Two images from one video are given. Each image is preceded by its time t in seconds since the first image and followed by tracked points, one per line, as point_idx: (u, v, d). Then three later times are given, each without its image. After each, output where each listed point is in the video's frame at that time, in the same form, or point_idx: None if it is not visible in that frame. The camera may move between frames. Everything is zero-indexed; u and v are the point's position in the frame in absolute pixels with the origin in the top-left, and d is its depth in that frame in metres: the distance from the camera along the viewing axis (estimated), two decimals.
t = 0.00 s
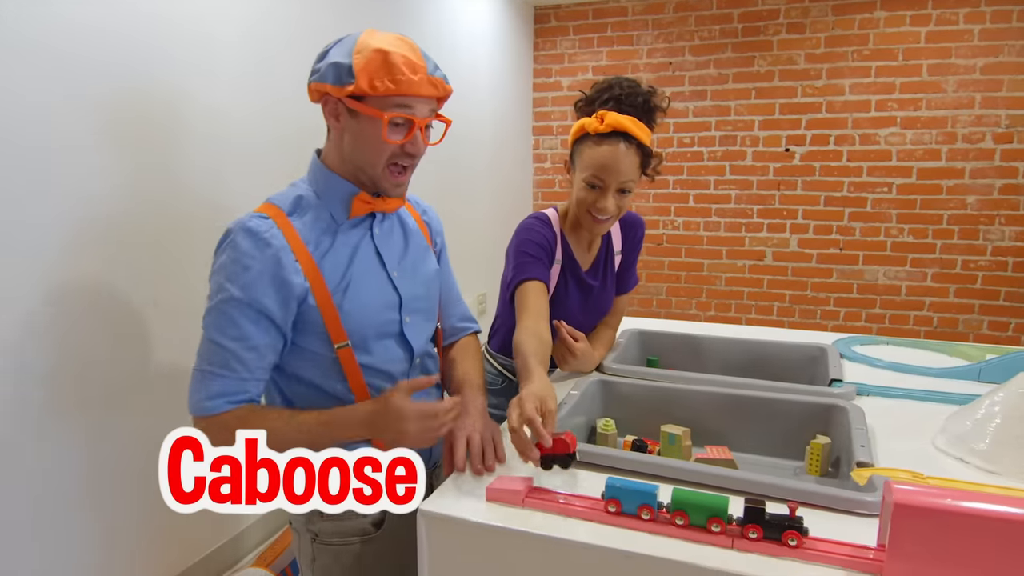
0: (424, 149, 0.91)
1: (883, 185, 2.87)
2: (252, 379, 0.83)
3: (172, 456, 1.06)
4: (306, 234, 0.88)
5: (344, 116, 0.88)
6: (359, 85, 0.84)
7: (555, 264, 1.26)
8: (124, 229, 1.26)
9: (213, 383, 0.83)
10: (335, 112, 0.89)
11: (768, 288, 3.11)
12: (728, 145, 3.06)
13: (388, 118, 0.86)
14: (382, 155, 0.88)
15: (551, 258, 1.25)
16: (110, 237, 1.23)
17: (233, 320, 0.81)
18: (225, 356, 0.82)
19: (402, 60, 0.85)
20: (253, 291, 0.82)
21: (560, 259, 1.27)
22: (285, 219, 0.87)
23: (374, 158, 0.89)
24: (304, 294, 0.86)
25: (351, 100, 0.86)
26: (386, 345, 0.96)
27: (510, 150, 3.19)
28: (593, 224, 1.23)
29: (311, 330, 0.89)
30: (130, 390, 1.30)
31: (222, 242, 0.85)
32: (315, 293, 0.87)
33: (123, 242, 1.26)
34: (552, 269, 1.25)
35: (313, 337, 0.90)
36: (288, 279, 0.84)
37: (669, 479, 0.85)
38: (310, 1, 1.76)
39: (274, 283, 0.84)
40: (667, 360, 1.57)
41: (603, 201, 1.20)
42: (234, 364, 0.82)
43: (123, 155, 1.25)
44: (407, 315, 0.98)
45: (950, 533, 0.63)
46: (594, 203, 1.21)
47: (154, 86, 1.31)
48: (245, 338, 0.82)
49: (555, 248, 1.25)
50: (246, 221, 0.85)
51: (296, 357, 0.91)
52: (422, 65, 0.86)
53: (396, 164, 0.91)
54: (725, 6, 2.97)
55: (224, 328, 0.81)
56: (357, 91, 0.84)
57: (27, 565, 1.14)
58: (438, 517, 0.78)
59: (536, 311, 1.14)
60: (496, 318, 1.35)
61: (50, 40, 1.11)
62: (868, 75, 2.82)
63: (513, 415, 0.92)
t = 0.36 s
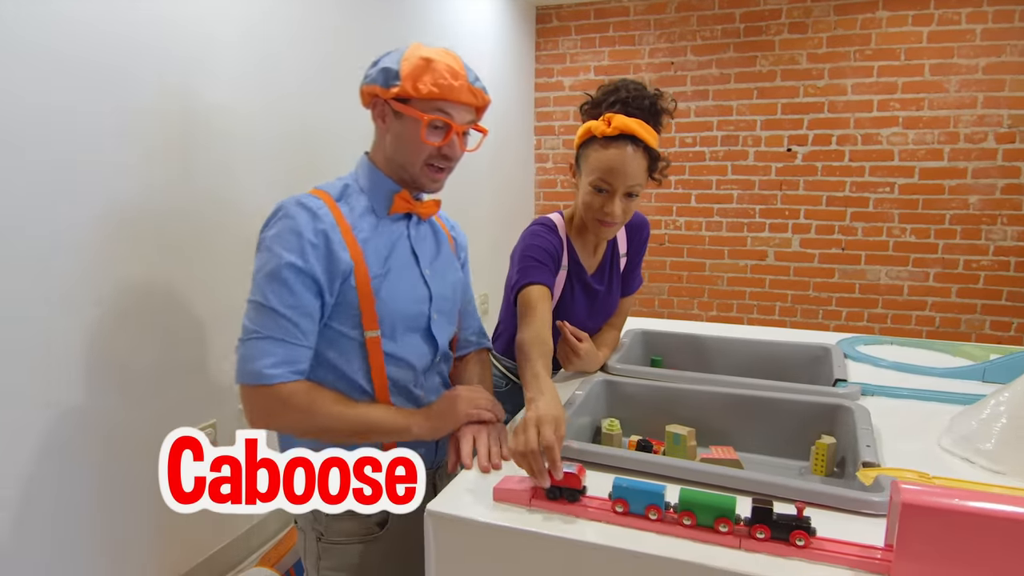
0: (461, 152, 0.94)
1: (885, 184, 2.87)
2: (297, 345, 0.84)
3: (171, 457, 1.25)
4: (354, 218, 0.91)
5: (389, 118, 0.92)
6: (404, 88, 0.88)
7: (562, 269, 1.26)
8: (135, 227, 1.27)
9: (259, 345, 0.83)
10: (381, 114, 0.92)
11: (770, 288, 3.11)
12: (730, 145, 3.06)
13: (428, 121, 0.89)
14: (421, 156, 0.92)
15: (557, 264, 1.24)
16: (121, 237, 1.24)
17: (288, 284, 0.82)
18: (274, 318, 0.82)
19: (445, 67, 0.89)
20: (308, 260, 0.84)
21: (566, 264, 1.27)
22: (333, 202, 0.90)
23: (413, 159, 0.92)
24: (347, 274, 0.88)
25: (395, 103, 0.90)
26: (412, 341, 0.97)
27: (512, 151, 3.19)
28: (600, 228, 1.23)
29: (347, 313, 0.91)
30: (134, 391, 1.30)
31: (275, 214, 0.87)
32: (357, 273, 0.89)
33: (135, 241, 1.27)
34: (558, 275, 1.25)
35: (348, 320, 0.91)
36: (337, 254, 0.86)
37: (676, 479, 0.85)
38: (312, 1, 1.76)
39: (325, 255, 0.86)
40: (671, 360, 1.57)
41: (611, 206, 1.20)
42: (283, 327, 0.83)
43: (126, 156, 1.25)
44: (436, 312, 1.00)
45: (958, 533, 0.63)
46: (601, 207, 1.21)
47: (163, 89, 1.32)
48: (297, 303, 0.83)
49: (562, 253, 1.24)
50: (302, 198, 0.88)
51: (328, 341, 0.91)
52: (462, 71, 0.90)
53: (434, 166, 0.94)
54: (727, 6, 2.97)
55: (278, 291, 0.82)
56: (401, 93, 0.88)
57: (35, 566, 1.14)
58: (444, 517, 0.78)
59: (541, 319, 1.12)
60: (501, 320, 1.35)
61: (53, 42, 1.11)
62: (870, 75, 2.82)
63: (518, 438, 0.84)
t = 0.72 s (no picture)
0: (511, 171, 0.95)
1: (887, 184, 2.87)
2: (325, 341, 0.84)
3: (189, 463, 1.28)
4: (396, 226, 0.92)
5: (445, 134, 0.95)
6: (460, 103, 0.90)
7: (570, 271, 1.26)
8: (136, 228, 1.27)
9: (288, 335, 0.83)
10: (438, 130, 0.96)
11: (772, 288, 3.11)
12: (732, 145, 3.06)
13: (482, 137, 0.91)
14: (473, 172, 0.94)
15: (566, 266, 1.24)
16: (123, 238, 1.24)
17: (326, 281, 0.83)
18: (307, 310, 0.83)
19: (502, 87, 0.91)
20: (350, 262, 0.85)
21: (573, 266, 1.27)
22: (380, 207, 0.91)
23: (465, 176, 0.94)
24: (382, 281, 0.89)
25: (451, 118, 0.92)
26: (432, 353, 0.98)
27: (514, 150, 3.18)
28: (609, 231, 1.23)
29: (374, 318, 0.91)
30: (138, 392, 1.30)
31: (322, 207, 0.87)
32: (391, 281, 0.90)
33: (138, 241, 1.27)
34: (565, 277, 1.25)
35: (373, 325, 0.92)
36: (377, 259, 0.87)
37: (685, 479, 0.85)
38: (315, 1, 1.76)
39: (366, 258, 0.87)
40: (675, 360, 1.57)
41: (619, 208, 1.20)
42: (315, 321, 0.83)
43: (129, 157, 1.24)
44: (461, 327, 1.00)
45: (968, 533, 0.63)
46: (609, 209, 1.21)
47: (166, 91, 1.32)
48: (331, 301, 0.84)
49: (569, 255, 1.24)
50: (353, 197, 0.89)
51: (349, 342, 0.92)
52: (519, 92, 0.92)
53: (485, 184, 0.96)
54: (729, 6, 2.97)
55: (316, 285, 0.83)
56: (457, 109, 0.91)
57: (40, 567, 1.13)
58: (451, 518, 0.78)
59: (551, 322, 1.13)
60: (509, 318, 1.35)
61: (54, 42, 1.10)
62: (873, 75, 2.81)
63: (544, 444, 0.84)
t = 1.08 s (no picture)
0: (514, 167, 0.95)
1: (889, 184, 2.86)
2: (327, 342, 0.84)
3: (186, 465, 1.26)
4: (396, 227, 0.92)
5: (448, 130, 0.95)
6: (461, 97, 0.90)
7: (574, 271, 1.26)
8: (138, 228, 1.27)
9: (289, 338, 0.83)
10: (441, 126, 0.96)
11: (774, 288, 3.11)
12: (733, 145, 3.06)
13: (483, 132, 0.91)
14: (474, 168, 0.94)
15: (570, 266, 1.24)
16: (125, 239, 1.24)
17: (326, 283, 0.83)
18: (308, 312, 0.83)
19: (503, 79, 0.90)
20: (351, 264, 0.85)
21: (578, 266, 1.27)
22: (382, 207, 0.91)
23: (466, 172, 0.94)
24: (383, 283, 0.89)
25: (452, 113, 0.92)
26: (434, 354, 0.98)
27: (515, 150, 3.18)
28: (613, 230, 1.23)
29: (375, 319, 0.91)
30: (142, 392, 1.30)
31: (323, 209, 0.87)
32: (392, 282, 0.90)
33: (141, 241, 1.27)
34: (570, 276, 1.25)
35: (373, 325, 0.92)
36: (378, 262, 0.87)
37: (691, 478, 0.85)
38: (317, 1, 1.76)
39: (366, 260, 0.87)
40: (678, 359, 1.57)
41: (624, 209, 1.20)
42: (316, 323, 0.83)
43: (132, 156, 1.24)
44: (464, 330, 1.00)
45: (975, 532, 0.63)
46: (614, 210, 1.21)
47: (171, 90, 1.33)
48: (333, 303, 0.84)
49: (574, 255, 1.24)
50: (353, 199, 0.89)
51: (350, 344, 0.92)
52: (520, 85, 0.92)
53: (488, 181, 0.96)
54: (731, 5, 2.97)
55: (316, 288, 0.83)
56: (458, 103, 0.91)
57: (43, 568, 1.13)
58: (457, 516, 0.78)
59: (557, 323, 1.13)
60: (512, 316, 1.35)
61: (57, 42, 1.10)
62: (874, 74, 2.81)
63: (553, 444, 0.85)
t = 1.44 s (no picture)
0: (496, 168, 0.93)
1: (889, 185, 2.87)
2: (325, 352, 0.83)
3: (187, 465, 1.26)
4: (382, 234, 0.92)
5: (427, 130, 0.93)
6: (439, 97, 0.88)
7: (576, 274, 1.26)
8: (140, 229, 1.27)
9: (285, 354, 0.83)
10: (420, 125, 0.94)
11: (774, 288, 3.11)
12: (734, 146, 3.07)
13: (462, 132, 0.89)
14: (455, 170, 0.92)
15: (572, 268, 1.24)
16: (124, 241, 1.24)
17: (314, 296, 0.82)
18: (301, 325, 0.82)
19: (482, 77, 0.88)
20: (335, 274, 0.84)
21: (579, 268, 1.27)
22: (366, 214, 0.91)
23: (447, 172, 0.92)
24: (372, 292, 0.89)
25: (430, 113, 0.90)
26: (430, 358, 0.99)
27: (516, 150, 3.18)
28: (616, 232, 1.23)
29: (369, 328, 0.91)
30: (145, 392, 1.31)
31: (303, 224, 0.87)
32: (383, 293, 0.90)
33: (142, 241, 1.28)
34: (571, 278, 1.25)
35: (368, 335, 0.92)
36: (365, 271, 0.87)
37: (696, 481, 0.85)
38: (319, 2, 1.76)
39: (351, 270, 0.87)
40: (679, 361, 1.57)
41: (628, 211, 1.20)
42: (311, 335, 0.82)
43: (134, 157, 1.25)
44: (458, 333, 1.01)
45: (977, 534, 0.63)
46: (617, 212, 1.21)
47: (173, 91, 1.33)
48: (323, 313, 0.83)
49: (575, 258, 1.25)
50: (333, 208, 0.88)
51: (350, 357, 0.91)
52: (500, 83, 0.90)
53: (470, 182, 0.94)
54: (731, 7, 2.97)
55: (304, 301, 0.82)
56: (436, 103, 0.89)
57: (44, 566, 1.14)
58: (462, 518, 0.78)
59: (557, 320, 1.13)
60: (514, 318, 1.35)
61: (56, 42, 1.10)
62: (874, 75, 2.82)
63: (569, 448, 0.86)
